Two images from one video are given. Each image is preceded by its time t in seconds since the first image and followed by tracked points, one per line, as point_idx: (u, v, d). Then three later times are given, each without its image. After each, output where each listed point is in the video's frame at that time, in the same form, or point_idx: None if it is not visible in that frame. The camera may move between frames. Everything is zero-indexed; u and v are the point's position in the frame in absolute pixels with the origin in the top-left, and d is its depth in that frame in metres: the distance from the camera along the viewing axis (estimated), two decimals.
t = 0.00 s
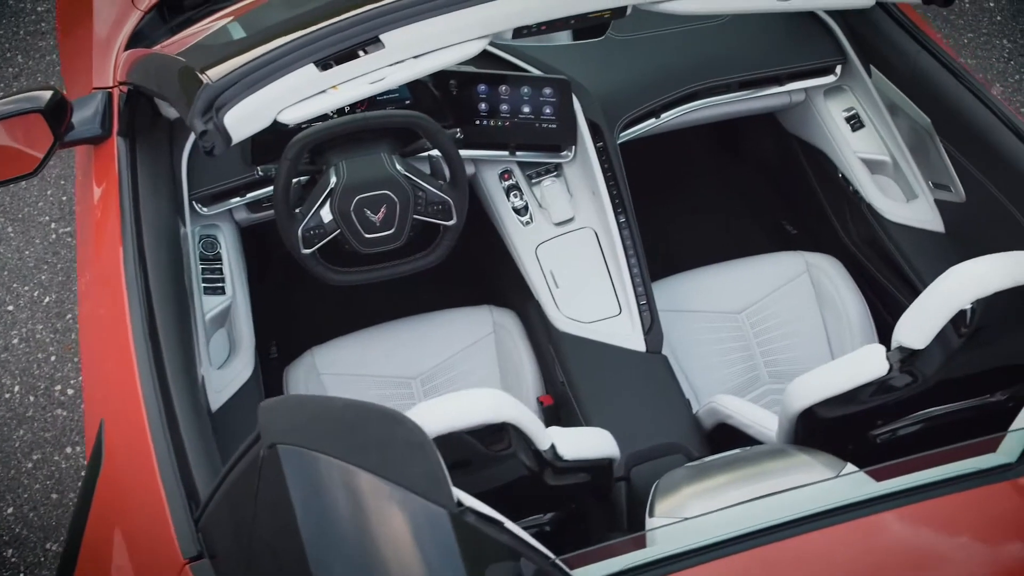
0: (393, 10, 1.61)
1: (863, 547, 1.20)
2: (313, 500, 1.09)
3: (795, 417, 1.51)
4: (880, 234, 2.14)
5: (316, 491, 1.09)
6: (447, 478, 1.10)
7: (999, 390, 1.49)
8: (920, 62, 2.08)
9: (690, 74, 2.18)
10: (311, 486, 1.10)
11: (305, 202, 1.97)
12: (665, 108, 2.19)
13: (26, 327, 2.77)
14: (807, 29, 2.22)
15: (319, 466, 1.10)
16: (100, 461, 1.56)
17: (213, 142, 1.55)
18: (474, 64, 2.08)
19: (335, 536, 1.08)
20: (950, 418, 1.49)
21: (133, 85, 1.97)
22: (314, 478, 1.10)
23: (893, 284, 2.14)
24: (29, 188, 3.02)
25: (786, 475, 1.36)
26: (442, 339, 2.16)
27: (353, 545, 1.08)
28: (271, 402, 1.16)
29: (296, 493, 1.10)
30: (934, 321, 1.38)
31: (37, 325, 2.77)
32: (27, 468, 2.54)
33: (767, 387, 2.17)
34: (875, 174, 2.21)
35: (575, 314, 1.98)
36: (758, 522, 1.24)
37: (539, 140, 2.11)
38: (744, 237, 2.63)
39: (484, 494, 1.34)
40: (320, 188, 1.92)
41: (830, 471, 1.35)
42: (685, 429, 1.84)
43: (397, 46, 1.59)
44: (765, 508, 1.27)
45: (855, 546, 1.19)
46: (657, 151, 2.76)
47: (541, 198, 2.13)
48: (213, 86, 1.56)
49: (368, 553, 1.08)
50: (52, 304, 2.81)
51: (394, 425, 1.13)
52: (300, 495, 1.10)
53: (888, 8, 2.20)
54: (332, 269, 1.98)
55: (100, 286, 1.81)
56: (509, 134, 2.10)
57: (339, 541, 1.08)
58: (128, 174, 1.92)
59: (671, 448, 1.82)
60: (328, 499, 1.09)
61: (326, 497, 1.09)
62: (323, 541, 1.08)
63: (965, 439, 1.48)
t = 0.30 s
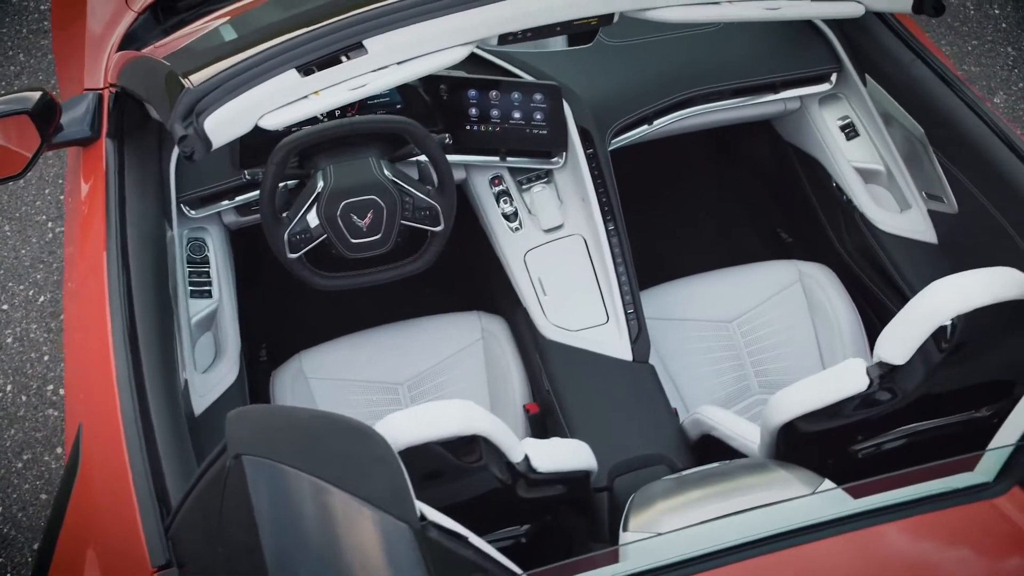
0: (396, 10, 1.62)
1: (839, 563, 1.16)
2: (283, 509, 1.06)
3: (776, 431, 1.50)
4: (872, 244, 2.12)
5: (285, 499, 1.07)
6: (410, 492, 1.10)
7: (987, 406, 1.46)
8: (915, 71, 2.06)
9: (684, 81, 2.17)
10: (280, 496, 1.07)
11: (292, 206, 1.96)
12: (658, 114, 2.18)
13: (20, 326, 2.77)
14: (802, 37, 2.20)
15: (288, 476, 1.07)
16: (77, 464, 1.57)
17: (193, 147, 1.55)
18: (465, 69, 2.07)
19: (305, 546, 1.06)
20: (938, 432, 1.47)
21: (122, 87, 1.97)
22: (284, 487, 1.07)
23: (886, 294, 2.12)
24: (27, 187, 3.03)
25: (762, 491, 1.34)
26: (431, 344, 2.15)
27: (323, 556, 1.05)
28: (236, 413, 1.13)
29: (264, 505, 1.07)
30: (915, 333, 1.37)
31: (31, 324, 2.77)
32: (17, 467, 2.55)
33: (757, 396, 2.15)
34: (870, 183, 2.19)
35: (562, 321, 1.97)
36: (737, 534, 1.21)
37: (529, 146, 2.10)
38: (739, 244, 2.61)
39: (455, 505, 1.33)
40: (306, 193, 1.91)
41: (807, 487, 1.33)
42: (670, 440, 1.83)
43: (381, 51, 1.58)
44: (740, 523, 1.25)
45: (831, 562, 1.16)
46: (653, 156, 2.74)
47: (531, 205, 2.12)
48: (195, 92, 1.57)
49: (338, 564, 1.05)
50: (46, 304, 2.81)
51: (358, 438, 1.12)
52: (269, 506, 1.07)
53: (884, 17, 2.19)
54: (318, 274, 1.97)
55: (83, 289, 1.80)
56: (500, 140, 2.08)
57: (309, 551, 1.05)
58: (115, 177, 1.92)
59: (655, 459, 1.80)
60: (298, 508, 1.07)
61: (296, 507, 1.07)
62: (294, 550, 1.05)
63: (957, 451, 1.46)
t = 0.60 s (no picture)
0: (399, 11, 1.60)
1: None
2: (250, 509, 1.05)
3: (756, 444, 1.48)
4: (865, 253, 2.11)
5: (252, 501, 1.06)
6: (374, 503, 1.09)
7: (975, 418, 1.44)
8: (910, 80, 2.04)
9: (678, 88, 2.15)
10: (247, 497, 1.06)
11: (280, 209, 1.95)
12: (652, 121, 2.17)
13: (16, 324, 2.78)
14: (798, 44, 2.18)
15: (253, 480, 1.06)
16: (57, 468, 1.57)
17: (173, 152, 1.54)
18: (457, 74, 2.06)
19: (271, 546, 1.04)
20: (926, 446, 1.44)
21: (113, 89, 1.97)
22: (249, 489, 1.06)
23: (879, 305, 2.10)
24: (27, 185, 3.03)
25: (739, 506, 1.32)
26: (420, 350, 2.14)
27: (288, 557, 1.04)
28: (203, 423, 1.13)
29: (231, 508, 1.05)
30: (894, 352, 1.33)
31: (27, 323, 2.78)
32: (9, 466, 2.55)
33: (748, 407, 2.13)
34: (864, 193, 2.17)
35: (549, 329, 1.96)
36: (714, 547, 1.19)
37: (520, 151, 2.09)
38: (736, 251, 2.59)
39: (428, 516, 1.32)
40: (295, 197, 1.91)
41: (783, 503, 1.32)
42: (655, 450, 1.81)
43: (365, 57, 1.56)
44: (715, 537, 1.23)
45: None
46: (651, 162, 2.73)
47: (521, 211, 2.11)
48: (178, 97, 1.56)
49: (304, 566, 1.03)
50: (43, 302, 2.81)
51: (325, 450, 1.11)
52: (236, 508, 1.05)
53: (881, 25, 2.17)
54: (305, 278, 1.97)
55: (69, 290, 1.80)
56: (492, 145, 2.08)
57: (275, 552, 1.04)
58: (104, 178, 1.91)
59: (639, 469, 1.78)
60: (265, 509, 1.05)
61: (263, 507, 1.05)
62: (259, 552, 1.04)
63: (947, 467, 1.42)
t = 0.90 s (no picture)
0: (392, 15, 1.59)
1: None
2: (222, 510, 1.04)
3: (741, 457, 1.47)
4: (863, 263, 2.09)
5: (224, 501, 1.04)
6: (340, 511, 1.09)
7: (968, 434, 1.39)
8: (909, 90, 2.02)
9: (677, 94, 2.14)
10: (218, 500, 1.04)
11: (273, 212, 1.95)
12: (650, 127, 2.16)
13: (18, 320, 2.79)
14: (800, 52, 2.17)
15: (221, 485, 1.05)
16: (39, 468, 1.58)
17: (159, 153, 1.53)
18: (454, 78, 2.05)
19: (240, 549, 1.03)
20: (914, 462, 1.41)
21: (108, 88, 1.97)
22: (220, 492, 1.05)
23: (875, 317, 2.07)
24: (33, 181, 3.05)
25: (717, 520, 1.31)
26: (413, 353, 2.13)
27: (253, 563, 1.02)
28: (175, 426, 1.11)
29: (201, 511, 1.04)
30: (876, 364, 1.32)
31: (28, 319, 2.79)
32: (6, 462, 2.56)
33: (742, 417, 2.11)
34: (864, 204, 2.14)
35: (541, 335, 1.95)
36: (689, 560, 1.18)
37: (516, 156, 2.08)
38: (735, 258, 2.56)
39: (403, 524, 1.31)
40: (287, 200, 1.90)
41: (761, 519, 1.30)
42: (643, 460, 1.80)
43: (355, 62, 1.56)
44: (693, 551, 1.21)
45: None
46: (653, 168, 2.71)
47: (516, 216, 2.10)
48: (165, 97, 1.56)
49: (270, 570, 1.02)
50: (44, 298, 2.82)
51: (295, 460, 1.10)
52: (206, 511, 1.04)
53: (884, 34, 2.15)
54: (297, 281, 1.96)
55: (58, 289, 1.80)
56: (488, 149, 2.07)
57: (239, 558, 1.02)
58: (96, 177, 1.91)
59: (625, 479, 1.77)
60: (233, 510, 1.04)
61: (232, 508, 1.04)
62: (225, 558, 1.02)
63: (930, 482, 1.38)
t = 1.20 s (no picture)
0: (380, 17, 1.58)
1: None
2: (190, 511, 1.02)
3: (723, 468, 1.46)
4: (858, 272, 2.07)
5: (192, 503, 1.03)
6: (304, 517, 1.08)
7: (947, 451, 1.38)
8: (907, 99, 2.00)
9: (673, 99, 2.12)
10: (186, 502, 1.03)
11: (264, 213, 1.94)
12: (646, 132, 2.15)
13: (17, 316, 2.79)
14: (799, 59, 2.15)
15: (188, 489, 1.04)
16: (20, 466, 1.58)
17: (144, 154, 1.53)
18: (448, 80, 2.03)
19: (207, 548, 1.01)
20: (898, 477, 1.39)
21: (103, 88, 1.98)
22: (189, 495, 1.04)
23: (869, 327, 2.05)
24: (37, 178, 3.05)
25: (695, 532, 1.29)
26: (404, 357, 2.12)
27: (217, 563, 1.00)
28: (146, 434, 1.11)
29: (170, 513, 1.02)
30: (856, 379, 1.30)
31: (28, 315, 2.79)
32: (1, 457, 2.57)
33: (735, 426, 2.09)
34: (862, 213, 2.12)
35: (530, 340, 1.94)
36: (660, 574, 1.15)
37: (509, 160, 2.07)
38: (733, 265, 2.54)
39: (375, 532, 1.30)
40: (278, 201, 1.90)
41: (739, 533, 1.28)
42: (629, 469, 1.78)
43: (342, 64, 1.55)
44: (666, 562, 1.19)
45: None
46: (654, 173, 2.69)
47: (509, 220, 2.09)
48: (151, 98, 1.55)
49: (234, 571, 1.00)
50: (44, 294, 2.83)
51: (261, 467, 1.09)
52: (176, 513, 1.03)
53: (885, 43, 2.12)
54: (286, 282, 1.96)
55: (46, 287, 1.80)
56: (482, 153, 2.05)
57: (203, 558, 1.00)
58: (88, 177, 1.92)
59: (609, 488, 1.76)
60: (200, 512, 1.03)
61: (198, 510, 1.03)
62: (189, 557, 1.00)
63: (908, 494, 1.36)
